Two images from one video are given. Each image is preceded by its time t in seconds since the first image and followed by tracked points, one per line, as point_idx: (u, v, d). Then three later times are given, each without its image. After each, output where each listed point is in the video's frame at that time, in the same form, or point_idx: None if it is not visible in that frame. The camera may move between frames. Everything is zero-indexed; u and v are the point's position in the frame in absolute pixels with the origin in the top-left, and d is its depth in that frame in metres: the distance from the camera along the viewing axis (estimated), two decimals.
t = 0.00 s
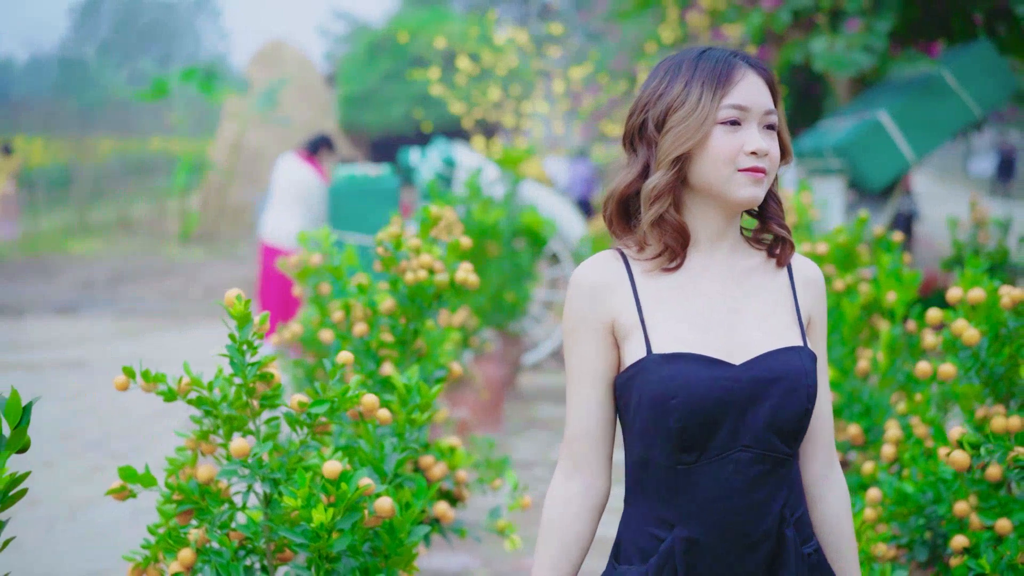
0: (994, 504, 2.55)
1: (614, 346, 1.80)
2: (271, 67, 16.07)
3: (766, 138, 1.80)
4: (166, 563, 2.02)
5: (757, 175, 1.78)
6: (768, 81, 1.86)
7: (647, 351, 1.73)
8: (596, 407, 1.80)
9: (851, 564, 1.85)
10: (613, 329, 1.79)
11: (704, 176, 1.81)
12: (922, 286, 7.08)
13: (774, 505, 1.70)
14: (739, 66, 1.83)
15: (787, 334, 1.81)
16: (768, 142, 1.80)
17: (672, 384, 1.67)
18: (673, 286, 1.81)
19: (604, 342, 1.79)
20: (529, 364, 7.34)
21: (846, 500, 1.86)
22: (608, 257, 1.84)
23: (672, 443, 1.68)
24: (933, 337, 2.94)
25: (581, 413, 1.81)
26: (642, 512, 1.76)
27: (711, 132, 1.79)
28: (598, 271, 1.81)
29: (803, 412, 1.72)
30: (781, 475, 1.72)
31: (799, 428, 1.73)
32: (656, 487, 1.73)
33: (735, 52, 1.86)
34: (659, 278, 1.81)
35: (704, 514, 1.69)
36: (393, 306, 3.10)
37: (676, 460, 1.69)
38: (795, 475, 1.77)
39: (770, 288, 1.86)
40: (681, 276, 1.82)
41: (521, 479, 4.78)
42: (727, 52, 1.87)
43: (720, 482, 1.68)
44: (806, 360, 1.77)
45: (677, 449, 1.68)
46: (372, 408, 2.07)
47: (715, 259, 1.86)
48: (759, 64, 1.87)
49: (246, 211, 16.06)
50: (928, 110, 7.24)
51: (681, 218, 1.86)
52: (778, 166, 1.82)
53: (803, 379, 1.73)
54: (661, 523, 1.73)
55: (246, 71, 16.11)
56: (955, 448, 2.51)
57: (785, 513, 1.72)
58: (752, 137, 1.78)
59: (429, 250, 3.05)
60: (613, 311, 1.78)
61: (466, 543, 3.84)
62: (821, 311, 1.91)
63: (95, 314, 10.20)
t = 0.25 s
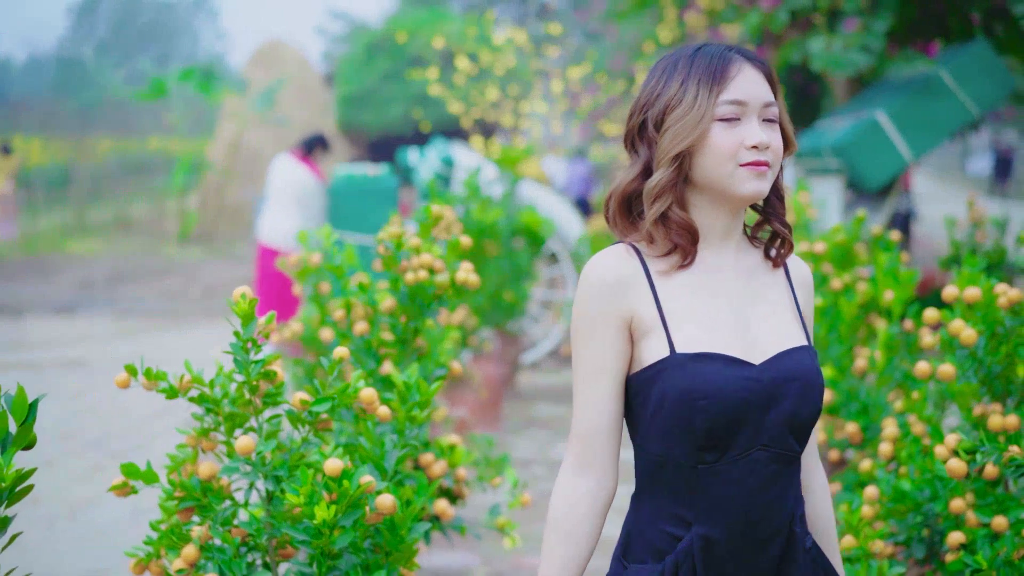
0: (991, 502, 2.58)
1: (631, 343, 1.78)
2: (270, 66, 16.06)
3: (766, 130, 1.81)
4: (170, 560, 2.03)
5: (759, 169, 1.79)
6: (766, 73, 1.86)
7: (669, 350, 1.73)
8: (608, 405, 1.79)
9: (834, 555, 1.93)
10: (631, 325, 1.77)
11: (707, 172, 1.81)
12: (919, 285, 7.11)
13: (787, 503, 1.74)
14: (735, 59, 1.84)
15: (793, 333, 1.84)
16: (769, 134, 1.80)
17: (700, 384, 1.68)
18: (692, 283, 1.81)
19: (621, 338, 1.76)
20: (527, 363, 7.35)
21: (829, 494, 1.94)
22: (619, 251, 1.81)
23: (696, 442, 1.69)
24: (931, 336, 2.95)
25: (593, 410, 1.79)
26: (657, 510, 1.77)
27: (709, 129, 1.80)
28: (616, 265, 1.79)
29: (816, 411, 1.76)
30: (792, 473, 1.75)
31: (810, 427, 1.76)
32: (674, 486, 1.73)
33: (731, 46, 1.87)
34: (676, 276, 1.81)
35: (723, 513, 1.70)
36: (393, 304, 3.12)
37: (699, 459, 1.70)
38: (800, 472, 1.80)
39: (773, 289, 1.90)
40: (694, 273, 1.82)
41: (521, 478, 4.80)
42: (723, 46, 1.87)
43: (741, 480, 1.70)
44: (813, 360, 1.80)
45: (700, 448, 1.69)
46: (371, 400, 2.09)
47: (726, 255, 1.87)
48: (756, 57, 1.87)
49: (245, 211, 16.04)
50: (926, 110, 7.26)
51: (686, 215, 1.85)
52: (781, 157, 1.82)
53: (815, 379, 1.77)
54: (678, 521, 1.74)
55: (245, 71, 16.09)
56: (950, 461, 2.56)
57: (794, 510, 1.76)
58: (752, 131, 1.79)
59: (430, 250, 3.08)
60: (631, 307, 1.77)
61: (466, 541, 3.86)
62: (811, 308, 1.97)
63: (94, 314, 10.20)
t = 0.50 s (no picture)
0: (985, 499, 2.59)
1: (650, 340, 1.72)
2: (268, 67, 15.88)
3: (755, 127, 1.77)
4: (170, 556, 2.04)
5: (752, 167, 1.75)
6: (749, 67, 1.83)
7: (692, 350, 1.68)
8: (630, 402, 1.71)
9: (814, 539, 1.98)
10: (651, 322, 1.71)
11: (699, 175, 1.78)
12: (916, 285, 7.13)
13: (790, 499, 1.76)
14: (715, 58, 1.81)
15: (793, 329, 1.84)
16: (758, 130, 1.77)
17: (725, 384, 1.66)
18: (704, 281, 1.77)
19: (640, 335, 1.70)
20: (525, 362, 7.37)
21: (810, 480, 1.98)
22: (629, 247, 1.75)
23: (713, 441, 1.68)
24: (927, 335, 2.97)
25: (615, 408, 1.71)
26: (670, 508, 1.75)
27: (696, 133, 1.77)
28: (632, 262, 1.72)
29: (821, 407, 1.77)
30: (796, 468, 1.77)
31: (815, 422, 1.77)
32: (687, 484, 1.72)
33: (711, 44, 1.83)
34: (692, 275, 1.76)
35: (738, 512, 1.71)
36: (392, 303, 3.13)
37: (714, 458, 1.69)
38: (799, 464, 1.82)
39: (771, 285, 1.90)
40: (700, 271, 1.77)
41: (519, 476, 4.81)
42: (703, 46, 1.84)
43: (753, 479, 1.70)
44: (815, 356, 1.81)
45: (717, 447, 1.68)
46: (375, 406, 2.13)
47: (729, 254, 1.85)
48: (737, 52, 1.84)
49: (243, 211, 16.05)
50: (922, 109, 7.28)
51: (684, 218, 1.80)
52: (773, 151, 1.79)
53: (820, 374, 1.78)
54: (691, 520, 1.73)
55: (242, 70, 16.07)
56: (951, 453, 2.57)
57: (795, 504, 1.78)
58: (740, 129, 1.75)
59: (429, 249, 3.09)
60: (650, 303, 1.71)
61: (464, 538, 3.88)
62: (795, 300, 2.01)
63: (93, 313, 10.21)
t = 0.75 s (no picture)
0: (978, 496, 2.60)
1: (668, 338, 1.70)
2: (266, 66, 16.11)
3: (740, 124, 1.76)
4: (168, 553, 2.06)
5: (740, 164, 1.74)
6: (729, 62, 1.81)
7: (709, 347, 1.68)
8: (655, 399, 1.67)
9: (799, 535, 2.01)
10: (669, 319, 1.69)
11: (687, 175, 1.77)
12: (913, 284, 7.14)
13: (789, 492, 1.77)
14: (693, 57, 1.80)
15: (788, 326, 1.86)
16: (742, 127, 1.75)
17: (743, 380, 1.66)
18: (711, 279, 1.76)
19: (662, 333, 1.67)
20: (523, 362, 7.38)
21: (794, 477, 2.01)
22: (640, 246, 1.72)
23: (725, 437, 1.68)
24: (920, 333, 2.99)
25: (645, 407, 1.66)
26: (677, 504, 1.75)
27: (680, 135, 1.76)
28: (649, 259, 1.70)
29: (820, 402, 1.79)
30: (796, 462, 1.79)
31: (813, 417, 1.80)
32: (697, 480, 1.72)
33: (690, 43, 1.82)
34: (700, 272, 1.74)
35: (746, 506, 1.72)
36: (389, 302, 3.16)
37: (726, 453, 1.70)
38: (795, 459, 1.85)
39: (766, 282, 1.92)
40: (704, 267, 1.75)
41: (517, 475, 4.83)
42: (681, 46, 1.83)
43: (761, 474, 1.72)
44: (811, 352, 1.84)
45: (729, 443, 1.69)
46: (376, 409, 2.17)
47: (728, 252, 1.84)
48: (716, 48, 1.83)
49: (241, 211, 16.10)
50: (918, 109, 7.31)
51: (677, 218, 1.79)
52: (761, 147, 1.77)
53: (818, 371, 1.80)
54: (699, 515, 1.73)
55: (241, 71, 16.08)
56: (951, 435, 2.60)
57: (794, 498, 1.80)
58: (723, 128, 1.74)
59: (426, 248, 3.12)
60: (669, 302, 1.69)
61: (462, 536, 3.89)
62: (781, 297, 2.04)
63: (91, 313, 10.22)
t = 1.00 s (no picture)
0: (971, 493, 2.61)
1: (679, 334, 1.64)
2: (264, 67, 16.02)
3: (728, 120, 1.74)
4: (166, 549, 2.09)
5: (729, 159, 1.72)
6: (715, 58, 1.80)
7: (716, 342, 1.64)
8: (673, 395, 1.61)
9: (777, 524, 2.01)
10: (681, 313, 1.64)
11: (677, 173, 1.75)
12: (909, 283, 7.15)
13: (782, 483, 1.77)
14: (679, 54, 1.78)
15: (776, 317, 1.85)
16: (730, 122, 1.73)
17: (752, 375, 1.62)
18: (712, 274, 1.72)
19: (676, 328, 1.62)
20: (520, 361, 7.40)
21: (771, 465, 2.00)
22: (652, 241, 1.65)
23: (731, 431, 1.65)
24: (913, 331, 3.01)
25: (663, 402, 1.60)
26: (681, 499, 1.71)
27: (667, 133, 1.74)
28: (659, 256, 1.63)
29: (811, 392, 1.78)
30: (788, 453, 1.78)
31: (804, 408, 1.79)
32: (700, 475, 1.69)
33: (676, 41, 1.81)
34: (702, 267, 1.70)
35: (747, 500, 1.71)
36: (386, 301, 3.18)
37: (730, 447, 1.67)
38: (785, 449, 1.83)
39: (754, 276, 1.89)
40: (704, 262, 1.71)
41: (514, 473, 4.84)
42: (669, 43, 1.82)
43: (761, 467, 1.70)
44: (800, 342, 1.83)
45: (734, 437, 1.66)
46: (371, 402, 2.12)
47: (724, 247, 1.82)
48: (703, 44, 1.81)
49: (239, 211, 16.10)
50: (915, 109, 7.32)
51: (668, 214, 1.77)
52: (751, 143, 1.75)
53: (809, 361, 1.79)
54: (700, 509, 1.70)
55: (239, 70, 16.06)
56: (946, 426, 2.61)
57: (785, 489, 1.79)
58: (710, 125, 1.73)
59: (422, 247, 3.14)
60: (682, 294, 1.63)
61: (457, 534, 3.90)
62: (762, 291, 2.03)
63: (90, 313, 10.24)
